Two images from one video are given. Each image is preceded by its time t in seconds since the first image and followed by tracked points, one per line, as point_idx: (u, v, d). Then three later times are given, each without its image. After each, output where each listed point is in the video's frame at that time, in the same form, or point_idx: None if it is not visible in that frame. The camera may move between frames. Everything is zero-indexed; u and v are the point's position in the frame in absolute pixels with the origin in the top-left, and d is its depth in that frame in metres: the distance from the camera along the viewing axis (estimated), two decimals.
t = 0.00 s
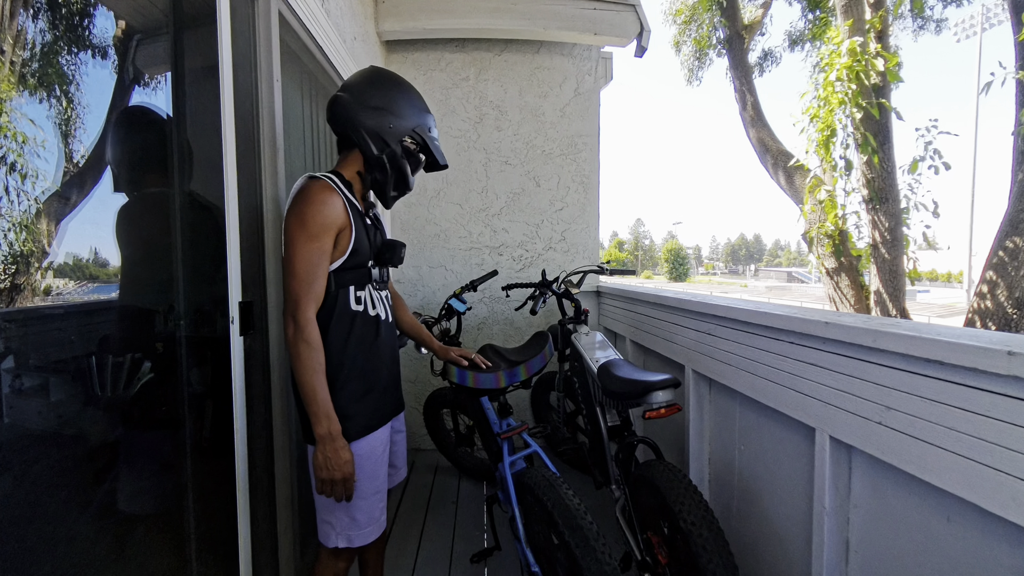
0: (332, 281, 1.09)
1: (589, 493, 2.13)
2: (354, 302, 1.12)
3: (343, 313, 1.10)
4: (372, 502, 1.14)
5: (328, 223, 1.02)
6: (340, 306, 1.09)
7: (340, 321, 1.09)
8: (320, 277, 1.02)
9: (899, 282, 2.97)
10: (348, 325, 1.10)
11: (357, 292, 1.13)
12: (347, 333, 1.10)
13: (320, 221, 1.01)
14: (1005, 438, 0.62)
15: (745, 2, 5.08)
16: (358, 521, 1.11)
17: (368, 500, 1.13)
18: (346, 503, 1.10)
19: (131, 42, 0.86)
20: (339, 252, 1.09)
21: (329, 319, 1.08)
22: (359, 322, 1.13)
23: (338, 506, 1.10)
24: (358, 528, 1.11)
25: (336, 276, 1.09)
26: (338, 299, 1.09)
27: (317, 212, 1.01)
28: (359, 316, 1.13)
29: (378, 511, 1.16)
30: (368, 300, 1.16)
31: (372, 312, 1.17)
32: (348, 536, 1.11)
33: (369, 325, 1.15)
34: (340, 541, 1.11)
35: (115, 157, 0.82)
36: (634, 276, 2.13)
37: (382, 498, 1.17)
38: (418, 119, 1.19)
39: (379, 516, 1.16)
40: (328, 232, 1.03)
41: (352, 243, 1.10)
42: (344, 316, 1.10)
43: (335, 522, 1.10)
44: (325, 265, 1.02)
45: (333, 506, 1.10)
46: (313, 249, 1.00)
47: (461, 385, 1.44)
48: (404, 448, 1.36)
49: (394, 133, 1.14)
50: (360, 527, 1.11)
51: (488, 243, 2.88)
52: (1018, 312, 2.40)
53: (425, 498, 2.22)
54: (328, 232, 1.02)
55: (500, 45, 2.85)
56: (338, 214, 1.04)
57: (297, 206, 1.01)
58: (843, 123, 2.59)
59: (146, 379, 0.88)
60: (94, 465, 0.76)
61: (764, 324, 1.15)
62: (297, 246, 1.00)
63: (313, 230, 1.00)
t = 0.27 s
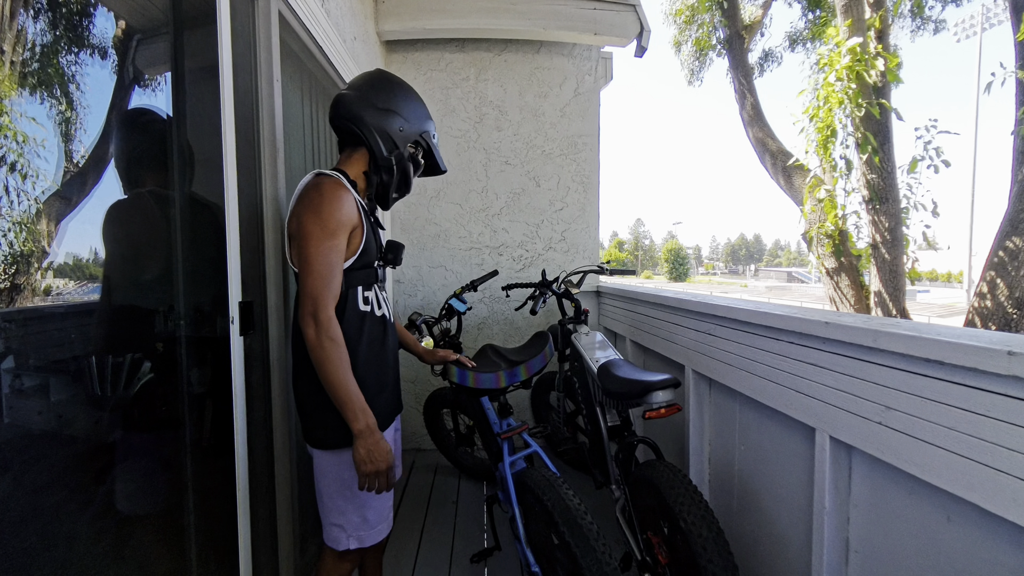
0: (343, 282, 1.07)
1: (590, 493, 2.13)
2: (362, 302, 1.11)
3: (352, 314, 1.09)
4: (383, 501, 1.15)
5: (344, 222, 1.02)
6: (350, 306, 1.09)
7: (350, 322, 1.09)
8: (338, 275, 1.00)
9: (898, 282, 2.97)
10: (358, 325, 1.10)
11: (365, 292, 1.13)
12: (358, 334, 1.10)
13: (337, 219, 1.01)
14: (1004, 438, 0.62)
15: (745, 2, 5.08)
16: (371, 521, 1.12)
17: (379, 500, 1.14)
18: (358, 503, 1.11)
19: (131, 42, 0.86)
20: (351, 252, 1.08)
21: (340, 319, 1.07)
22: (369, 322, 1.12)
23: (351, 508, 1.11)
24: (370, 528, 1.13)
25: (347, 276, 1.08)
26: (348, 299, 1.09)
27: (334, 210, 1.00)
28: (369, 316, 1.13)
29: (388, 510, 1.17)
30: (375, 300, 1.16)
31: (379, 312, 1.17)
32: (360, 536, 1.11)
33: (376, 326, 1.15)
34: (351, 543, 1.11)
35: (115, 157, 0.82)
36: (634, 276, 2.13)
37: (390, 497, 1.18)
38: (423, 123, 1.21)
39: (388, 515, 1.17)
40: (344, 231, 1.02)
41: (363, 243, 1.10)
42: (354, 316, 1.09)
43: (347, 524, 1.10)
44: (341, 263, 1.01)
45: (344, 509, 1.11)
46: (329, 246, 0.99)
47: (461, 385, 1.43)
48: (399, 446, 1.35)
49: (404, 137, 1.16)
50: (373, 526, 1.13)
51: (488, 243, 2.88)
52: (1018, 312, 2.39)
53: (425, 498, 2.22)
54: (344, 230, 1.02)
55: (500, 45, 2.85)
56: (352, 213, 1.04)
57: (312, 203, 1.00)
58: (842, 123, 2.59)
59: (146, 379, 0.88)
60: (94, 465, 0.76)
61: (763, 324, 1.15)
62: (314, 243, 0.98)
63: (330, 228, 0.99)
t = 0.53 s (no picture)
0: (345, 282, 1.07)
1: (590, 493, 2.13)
2: (364, 303, 1.11)
3: (354, 315, 1.09)
4: (387, 502, 1.15)
5: (347, 222, 1.02)
6: (352, 306, 1.08)
7: (353, 322, 1.09)
8: (342, 275, 1.00)
9: (899, 282, 2.97)
10: (361, 325, 1.10)
11: (366, 292, 1.12)
12: (360, 334, 1.10)
13: (340, 219, 1.01)
14: (1004, 438, 0.62)
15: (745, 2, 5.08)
16: (374, 521, 1.12)
17: (383, 500, 1.14)
18: (362, 504, 1.11)
19: (131, 42, 0.86)
20: (354, 252, 1.08)
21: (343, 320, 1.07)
22: (371, 321, 1.12)
23: (355, 508, 1.11)
24: (374, 528, 1.12)
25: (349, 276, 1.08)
26: (350, 299, 1.08)
27: (337, 210, 1.01)
28: (370, 316, 1.12)
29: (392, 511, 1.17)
30: (376, 300, 1.16)
31: (380, 312, 1.17)
32: (364, 537, 1.11)
33: (378, 326, 1.15)
34: (355, 543, 1.11)
35: (115, 157, 0.82)
36: (634, 276, 2.13)
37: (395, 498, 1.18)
38: (421, 122, 1.22)
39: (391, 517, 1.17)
40: (346, 231, 1.02)
41: (364, 243, 1.10)
42: (356, 316, 1.09)
43: (351, 524, 1.10)
44: (345, 263, 1.01)
45: (348, 510, 1.10)
46: (333, 246, 0.99)
47: (461, 385, 1.43)
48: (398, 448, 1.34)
49: (402, 135, 1.17)
50: (376, 526, 1.12)
51: (488, 243, 2.88)
52: (1018, 312, 2.40)
53: (425, 498, 2.22)
54: (346, 230, 1.02)
55: (500, 45, 2.85)
56: (354, 213, 1.05)
57: (312, 204, 1.00)
58: (842, 123, 2.60)
59: (146, 379, 0.88)
60: (94, 465, 0.76)
61: (763, 324, 1.15)
62: (318, 244, 0.98)
63: (333, 228, 0.99)
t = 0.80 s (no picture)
0: (337, 282, 1.07)
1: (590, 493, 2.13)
2: (357, 302, 1.11)
3: (347, 315, 1.09)
4: (380, 503, 1.14)
5: (333, 222, 1.02)
6: (345, 306, 1.08)
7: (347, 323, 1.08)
8: (328, 277, 1.02)
9: (899, 282, 2.97)
10: (355, 325, 1.10)
11: (360, 292, 1.12)
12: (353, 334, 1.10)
13: (324, 220, 1.01)
14: (1004, 438, 0.62)
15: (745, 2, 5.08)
16: (367, 522, 1.11)
17: (377, 501, 1.13)
18: (354, 504, 1.10)
19: (131, 42, 0.86)
20: (343, 252, 1.08)
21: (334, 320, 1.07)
22: (365, 321, 1.13)
23: (346, 509, 1.09)
24: (366, 529, 1.11)
25: (341, 276, 1.07)
26: (343, 298, 1.08)
27: (324, 213, 1.01)
28: (364, 316, 1.12)
29: (385, 512, 1.16)
30: (371, 300, 1.16)
31: (375, 312, 1.16)
32: (356, 538, 1.10)
33: (372, 326, 1.15)
34: (347, 544, 1.10)
35: (115, 157, 0.82)
36: (634, 276, 2.12)
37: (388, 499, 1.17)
38: (417, 117, 1.21)
39: (385, 519, 1.16)
40: (332, 232, 1.02)
41: (355, 242, 1.10)
42: (350, 316, 1.09)
43: (343, 524, 1.09)
44: (330, 263, 1.02)
45: (340, 510, 1.09)
46: (317, 248, 0.99)
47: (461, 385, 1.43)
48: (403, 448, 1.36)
49: (396, 131, 1.15)
50: (368, 528, 1.11)
51: (488, 243, 2.88)
52: (1018, 312, 2.39)
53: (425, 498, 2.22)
54: (332, 231, 1.02)
55: (500, 45, 2.85)
56: (341, 213, 1.04)
57: (298, 206, 1.01)
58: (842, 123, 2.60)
59: (146, 379, 0.88)
60: (94, 465, 0.76)
61: (763, 324, 1.15)
62: (302, 246, 0.99)
63: (318, 229, 1.00)
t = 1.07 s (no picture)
0: (327, 281, 1.07)
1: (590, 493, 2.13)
2: (348, 302, 1.11)
3: (337, 314, 1.09)
4: (371, 505, 1.13)
5: (317, 222, 1.02)
6: (335, 306, 1.09)
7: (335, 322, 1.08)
8: (313, 276, 1.02)
9: (899, 282, 2.96)
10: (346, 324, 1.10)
11: (352, 291, 1.12)
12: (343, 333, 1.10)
13: (308, 220, 1.02)
14: (1004, 438, 0.62)
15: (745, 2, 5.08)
16: (356, 523, 1.10)
17: (367, 503, 1.12)
18: (343, 504, 1.09)
19: (131, 42, 0.86)
20: (332, 254, 1.09)
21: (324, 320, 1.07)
22: (357, 320, 1.12)
23: (336, 507, 1.10)
24: (356, 530, 1.11)
25: (330, 276, 1.08)
26: (333, 298, 1.08)
27: (309, 213, 1.02)
28: (355, 315, 1.12)
29: (378, 513, 1.15)
30: (365, 300, 1.15)
31: (369, 312, 1.16)
32: (345, 537, 1.10)
33: (364, 325, 1.14)
34: (337, 542, 1.11)
35: (115, 157, 0.82)
36: (634, 276, 2.12)
37: (381, 501, 1.16)
38: (398, 108, 1.14)
39: (378, 520, 1.15)
40: (317, 232, 1.03)
41: (344, 242, 1.10)
42: (340, 316, 1.09)
43: (333, 522, 1.10)
44: (316, 263, 1.02)
45: (331, 507, 1.10)
46: (300, 247, 1.00)
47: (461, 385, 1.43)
48: (409, 451, 1.35)
49: (369, 124, 1.12)
50: (357, 529, 1.10)
51: (488, 243, 2.88)
52: (1018, 312, 2.39)
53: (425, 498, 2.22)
54: (317, 231, 1.02)
55: (500, 45, 2.85)
56: (327, 214, 1.05)
57: (287, 208, 1.03)
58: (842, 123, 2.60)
59: (146, 379, 0.88)
60: (94, 465, 0.76)
61: (763, 324, 1.15)
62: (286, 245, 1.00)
63: (301, 229, 1.01)
